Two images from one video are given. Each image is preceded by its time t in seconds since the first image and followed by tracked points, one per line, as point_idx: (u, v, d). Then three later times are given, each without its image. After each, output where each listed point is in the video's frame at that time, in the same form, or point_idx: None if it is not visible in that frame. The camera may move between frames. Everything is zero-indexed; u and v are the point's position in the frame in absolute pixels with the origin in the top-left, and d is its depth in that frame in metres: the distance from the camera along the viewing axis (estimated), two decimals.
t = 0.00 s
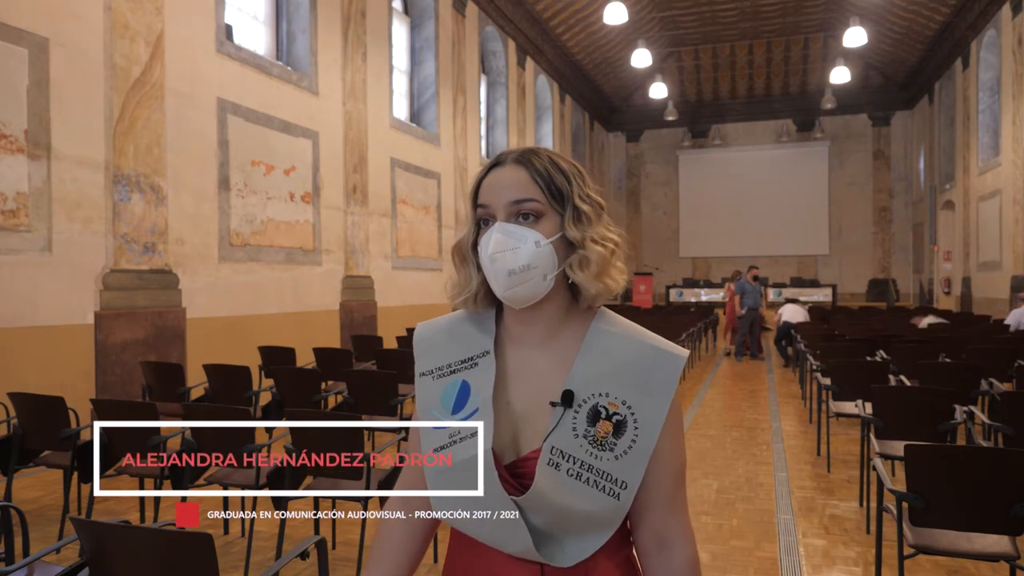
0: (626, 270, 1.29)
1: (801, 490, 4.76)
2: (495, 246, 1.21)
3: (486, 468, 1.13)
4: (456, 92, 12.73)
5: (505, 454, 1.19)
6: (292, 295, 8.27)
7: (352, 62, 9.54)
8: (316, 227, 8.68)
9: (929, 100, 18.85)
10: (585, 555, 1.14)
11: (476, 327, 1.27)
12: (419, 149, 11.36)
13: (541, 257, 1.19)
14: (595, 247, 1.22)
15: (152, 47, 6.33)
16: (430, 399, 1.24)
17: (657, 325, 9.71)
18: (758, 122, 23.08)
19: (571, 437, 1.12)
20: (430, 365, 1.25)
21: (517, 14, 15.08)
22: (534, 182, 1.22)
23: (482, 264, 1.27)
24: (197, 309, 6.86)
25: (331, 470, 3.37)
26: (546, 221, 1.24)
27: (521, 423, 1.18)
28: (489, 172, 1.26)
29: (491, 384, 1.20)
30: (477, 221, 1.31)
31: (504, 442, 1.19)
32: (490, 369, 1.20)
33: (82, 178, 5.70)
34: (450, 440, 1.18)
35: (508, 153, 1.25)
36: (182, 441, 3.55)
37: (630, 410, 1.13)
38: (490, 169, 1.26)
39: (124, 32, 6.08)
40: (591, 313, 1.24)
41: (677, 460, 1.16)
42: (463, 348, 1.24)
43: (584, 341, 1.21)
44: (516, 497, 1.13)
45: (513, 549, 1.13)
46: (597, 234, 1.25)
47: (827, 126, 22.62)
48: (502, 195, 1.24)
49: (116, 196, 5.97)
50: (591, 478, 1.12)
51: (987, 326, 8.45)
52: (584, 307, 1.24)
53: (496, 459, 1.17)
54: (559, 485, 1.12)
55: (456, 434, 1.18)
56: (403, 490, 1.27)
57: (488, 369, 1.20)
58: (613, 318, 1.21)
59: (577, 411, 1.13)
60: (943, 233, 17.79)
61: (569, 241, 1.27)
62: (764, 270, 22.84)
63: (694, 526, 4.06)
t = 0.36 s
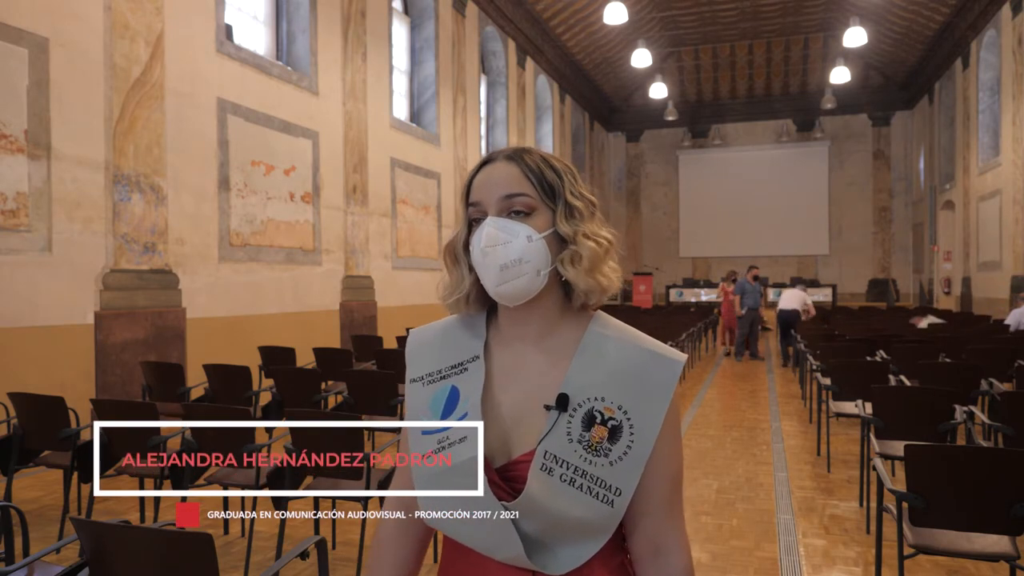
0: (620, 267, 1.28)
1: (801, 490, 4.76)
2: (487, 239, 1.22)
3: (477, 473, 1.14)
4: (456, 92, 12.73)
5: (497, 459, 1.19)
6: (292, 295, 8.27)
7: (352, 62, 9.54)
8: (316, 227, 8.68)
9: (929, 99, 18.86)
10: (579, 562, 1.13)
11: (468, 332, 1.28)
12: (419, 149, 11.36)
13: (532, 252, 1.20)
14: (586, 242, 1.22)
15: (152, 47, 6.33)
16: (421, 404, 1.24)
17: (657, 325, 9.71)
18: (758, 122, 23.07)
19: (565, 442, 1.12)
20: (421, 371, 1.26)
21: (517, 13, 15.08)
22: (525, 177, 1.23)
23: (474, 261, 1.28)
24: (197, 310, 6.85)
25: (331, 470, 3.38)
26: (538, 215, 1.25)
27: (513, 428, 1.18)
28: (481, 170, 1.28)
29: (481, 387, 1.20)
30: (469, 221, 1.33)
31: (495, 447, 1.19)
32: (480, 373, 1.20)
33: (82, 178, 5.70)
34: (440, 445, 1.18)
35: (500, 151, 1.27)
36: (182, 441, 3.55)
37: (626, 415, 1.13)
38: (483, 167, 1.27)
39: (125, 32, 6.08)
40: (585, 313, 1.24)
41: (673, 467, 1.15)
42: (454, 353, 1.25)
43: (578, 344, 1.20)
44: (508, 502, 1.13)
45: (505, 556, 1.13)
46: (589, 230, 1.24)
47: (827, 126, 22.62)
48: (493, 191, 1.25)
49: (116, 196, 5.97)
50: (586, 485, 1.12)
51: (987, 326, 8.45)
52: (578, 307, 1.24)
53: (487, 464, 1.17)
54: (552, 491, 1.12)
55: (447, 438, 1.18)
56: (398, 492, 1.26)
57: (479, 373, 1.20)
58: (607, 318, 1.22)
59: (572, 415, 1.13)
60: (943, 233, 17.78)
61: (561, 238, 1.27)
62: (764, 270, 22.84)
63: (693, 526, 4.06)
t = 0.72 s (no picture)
0: (620, 266, 1.28)
1: (801, 490, 4.76)
2: (487, 233, 1.22)
3: (475, 468, 1.14)
4: (456, 91, 12.73)
5: (495, 455, 1.19)
6: (292, 295, 8.27)
7: (352, 62, 9.55)
8: (316, 227, 8.69)
9: (929, 99, 18.87)
10: (576, 560, 1.13)
11: (468, 328, 1.28)
12: (419, 149, 11.36)
13: (532, 246, 1.20)
14: (588, 238, 1.23)
15: (152, 47, 6.34)
16: (417, 399, 1.24)
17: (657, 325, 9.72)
18: (758, 122, 23.08)
19: (565, 438, 1.12)
20: (419, 366, 1.26)
21: (517, 13, 15.08)
22: (525, 174, 1.24)
23: (473, 256, 1.28)
24: (197, 309, 6.85)
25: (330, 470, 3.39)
26: (538, 212, 1.25)
27: (511, 423, 1.18)
28: (482, 167, 1.28)
29: (479, 383, 1.20)
30: (469, 219, 1.33)
31: (494, 443, 1.19)
32: (478, 369, 1.21)
33: (82, 178, 5.70)
34: (438, 440, 1.18)
35: (499, 150, 1.28)
36: (182, 441, 3.55)
37: (626, 411, 1.13)
38: (484, 165, 1.27)
39: (125, 33, 6.08)
40: (586, 311, 1.24)
41: (674, 464, 1.15)
42: (452, 348, 1.25)
43: (578, 340, 1.21)
44: (506, 498, 1.13)
45: (502, 552, 1.13)
46: (589, 226, 1.26)
47: (827, 126, 22.62)
48: (493, 187, 1.25)
49: (116, 195, 5.97)
50: (585, 481, 1.12)
51: (987, 326, 8.45)
52: (578, 304, 1.24)
53: (485, 459, 1.17)
54: (550, 486, 1.11)
55: (443, 435, 1.18)
56: (398, 491, 1.26)
57: (477, 369, 1.21)
58: (606, 316, 1.22)
59: (572, 411, 1.13)
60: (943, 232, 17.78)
61: (562, 233, 1.27)
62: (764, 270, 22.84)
63: (693, 526, 4.07)
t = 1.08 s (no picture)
0: (623, 267, 1.29)
1: (801, 490, 4.76)
2: (493, 236, 1.23)
3: (479, 468, 1.14)
4: (456, 91, 12.72)
5: (499, 454, 1.19)
6: (292, 295, 8.27)
7: (352, 62, 9.55)
8: (316, 227, 8.69)
9: (929, 99, 18.87)
10: (579, 558, 1.13)
11: (471, 329, 1.28)
12: (419, 149, 11.35)
13: (538, 248, 1.20)
14: (592, 240, 1.23)
15: (152, 47, 6.33)
16: (422, 399, 1.24)
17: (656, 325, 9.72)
18: (758, 121, 23.07)
19: (569, 438, 1.12)
20: (423, 368, 1.26)
21: (517, 14, 15.09)
22: (530, 177, 1.24)
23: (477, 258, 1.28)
24: (197, 309, 6.86)
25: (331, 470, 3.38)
26: (543, 214, 1.25)
27: (514, 423, 1.18)
28: (486, 169, 1.28)
29: (484, 383, 1.20)
30: (473, 221, 1.33)
31: (497, 442, 1.19)
32: (482, 370, 1.21)
33: (82, 178, 5.70)
34: (442, 440, 1.18)
35: (504, 152, 1.27)
36: (182, 441, 3.55)
37: (628, 410, 1.13)
38: (487, 168, 1.27)
39: (125, 33, 6.08)
40: (589, 312, 1.24)
41: (675, 462, 1.16)
42: (456, 349, 1.25)
43: (580, 341, 1.21)
44: (510, 496, 1.13)
45: (507, 550, 1.13)
46: (594, 229, 1.26)
47: (827, 126, 22.61)
48: (498, 190, 1.25)
49: (116, 195, 5.97)
50: (589, 480, 1.12)
51: (987, 326, 8.44)
52: (581, 305, 1.24)
53: (488, 457, 1.17)
54: (554, 485, 1.11)
55: (447, 435, 1.18)
56: (400, 492, 1.26)
57: (480, 370, 1.21)
58: (610, 316, 1.22)
59: (575, 411, 1.14)
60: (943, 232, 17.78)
61: (566, 236, 1.27)
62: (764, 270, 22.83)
63: (693, 526, 4.07)
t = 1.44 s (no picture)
0: (627, 270, 1.29)
1: (801, 490, 4.76)
2: (502, 234, 1.22)
3: (484, 465, 1.14)
4: (456, 91, 12.72)
5: (504, 450, 1.19)
6: (292, 295, 8.27)
7: (352, 62, 9.55)
8: (316, 227, 8.68)
9: (929, 99, 18.87)
10: (584, 551, 1.13)
11: (475, 326, 1.27)
12: (419, 149, 11.35)
13: (546, 248, 1.20)
14: (598, 243, 1.23)
15: (152, 47, 6.33)
16: (428, 397, 1.24)
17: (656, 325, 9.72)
18: (758, 121, 23.06)
19: (571, 434, 1.12)
20: (427, 366, 1.26)
21: (517, 14, 15.09)
22: (540, 177, 1.24)
23: (485, 255, 1.28)
24: (197, 309, 6.86)
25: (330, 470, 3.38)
26: (552, 215, 1.25)
27: (518, 419, 1.18)
28: (497, 167, 1.28)
29: (488, 381, 1.20)
30: (482, 216, 1.32)
31: (502, 437, 1.19)
32: (487, 368, 1.21)
33: (82, 178, 5.70)
34: (448, 437, 1.18)
35: (515, 151, 1.27)
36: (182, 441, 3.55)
37: (629, 406, 1.13)
38: (499, 165, 1.27)
39: (125, 33, 6.08)
40: (591, 310, 1.24)
41: (676, 456, 1.16)
42: (460, 347, 1.25)
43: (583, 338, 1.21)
44: (515, 492, 1.13)
45: (512, 545, 1.13)
46: (600, 232, 1.26)
47: (827, 126, 22.61)
48: (509, 189, 1.25)
49: (116, 195, 5.97)
50: (591, 475, 1.12)
51: (987, 326, 8.44)
52: (584, 304, 1.24)
53: (492, 453, 1.17)
54: (557, 481, 1.12)
55: (453, 433, 1.18)
56: (404, 493, 1.27)
57: (485, 368, 1.20)
58: (614, 314, 1.22)
59: (577, 407, 1.14)
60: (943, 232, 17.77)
61: (573, 238, 1.27)
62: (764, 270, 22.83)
63: (693, 526, 4.07)
